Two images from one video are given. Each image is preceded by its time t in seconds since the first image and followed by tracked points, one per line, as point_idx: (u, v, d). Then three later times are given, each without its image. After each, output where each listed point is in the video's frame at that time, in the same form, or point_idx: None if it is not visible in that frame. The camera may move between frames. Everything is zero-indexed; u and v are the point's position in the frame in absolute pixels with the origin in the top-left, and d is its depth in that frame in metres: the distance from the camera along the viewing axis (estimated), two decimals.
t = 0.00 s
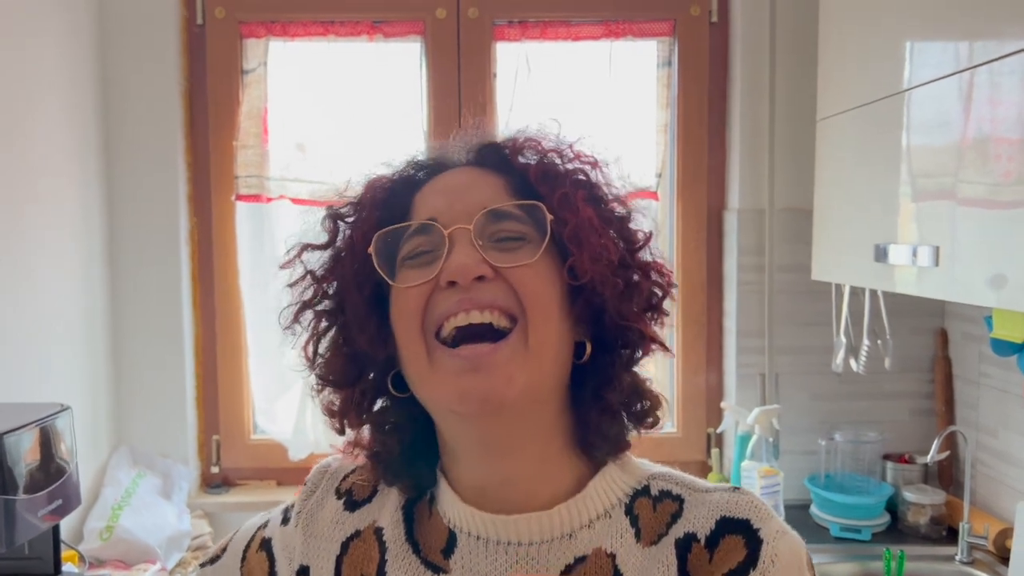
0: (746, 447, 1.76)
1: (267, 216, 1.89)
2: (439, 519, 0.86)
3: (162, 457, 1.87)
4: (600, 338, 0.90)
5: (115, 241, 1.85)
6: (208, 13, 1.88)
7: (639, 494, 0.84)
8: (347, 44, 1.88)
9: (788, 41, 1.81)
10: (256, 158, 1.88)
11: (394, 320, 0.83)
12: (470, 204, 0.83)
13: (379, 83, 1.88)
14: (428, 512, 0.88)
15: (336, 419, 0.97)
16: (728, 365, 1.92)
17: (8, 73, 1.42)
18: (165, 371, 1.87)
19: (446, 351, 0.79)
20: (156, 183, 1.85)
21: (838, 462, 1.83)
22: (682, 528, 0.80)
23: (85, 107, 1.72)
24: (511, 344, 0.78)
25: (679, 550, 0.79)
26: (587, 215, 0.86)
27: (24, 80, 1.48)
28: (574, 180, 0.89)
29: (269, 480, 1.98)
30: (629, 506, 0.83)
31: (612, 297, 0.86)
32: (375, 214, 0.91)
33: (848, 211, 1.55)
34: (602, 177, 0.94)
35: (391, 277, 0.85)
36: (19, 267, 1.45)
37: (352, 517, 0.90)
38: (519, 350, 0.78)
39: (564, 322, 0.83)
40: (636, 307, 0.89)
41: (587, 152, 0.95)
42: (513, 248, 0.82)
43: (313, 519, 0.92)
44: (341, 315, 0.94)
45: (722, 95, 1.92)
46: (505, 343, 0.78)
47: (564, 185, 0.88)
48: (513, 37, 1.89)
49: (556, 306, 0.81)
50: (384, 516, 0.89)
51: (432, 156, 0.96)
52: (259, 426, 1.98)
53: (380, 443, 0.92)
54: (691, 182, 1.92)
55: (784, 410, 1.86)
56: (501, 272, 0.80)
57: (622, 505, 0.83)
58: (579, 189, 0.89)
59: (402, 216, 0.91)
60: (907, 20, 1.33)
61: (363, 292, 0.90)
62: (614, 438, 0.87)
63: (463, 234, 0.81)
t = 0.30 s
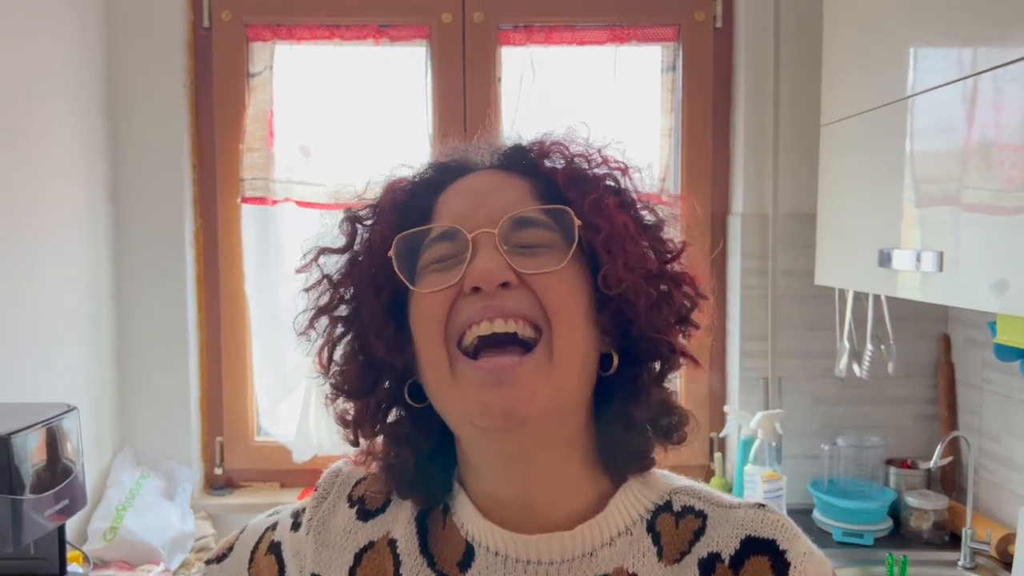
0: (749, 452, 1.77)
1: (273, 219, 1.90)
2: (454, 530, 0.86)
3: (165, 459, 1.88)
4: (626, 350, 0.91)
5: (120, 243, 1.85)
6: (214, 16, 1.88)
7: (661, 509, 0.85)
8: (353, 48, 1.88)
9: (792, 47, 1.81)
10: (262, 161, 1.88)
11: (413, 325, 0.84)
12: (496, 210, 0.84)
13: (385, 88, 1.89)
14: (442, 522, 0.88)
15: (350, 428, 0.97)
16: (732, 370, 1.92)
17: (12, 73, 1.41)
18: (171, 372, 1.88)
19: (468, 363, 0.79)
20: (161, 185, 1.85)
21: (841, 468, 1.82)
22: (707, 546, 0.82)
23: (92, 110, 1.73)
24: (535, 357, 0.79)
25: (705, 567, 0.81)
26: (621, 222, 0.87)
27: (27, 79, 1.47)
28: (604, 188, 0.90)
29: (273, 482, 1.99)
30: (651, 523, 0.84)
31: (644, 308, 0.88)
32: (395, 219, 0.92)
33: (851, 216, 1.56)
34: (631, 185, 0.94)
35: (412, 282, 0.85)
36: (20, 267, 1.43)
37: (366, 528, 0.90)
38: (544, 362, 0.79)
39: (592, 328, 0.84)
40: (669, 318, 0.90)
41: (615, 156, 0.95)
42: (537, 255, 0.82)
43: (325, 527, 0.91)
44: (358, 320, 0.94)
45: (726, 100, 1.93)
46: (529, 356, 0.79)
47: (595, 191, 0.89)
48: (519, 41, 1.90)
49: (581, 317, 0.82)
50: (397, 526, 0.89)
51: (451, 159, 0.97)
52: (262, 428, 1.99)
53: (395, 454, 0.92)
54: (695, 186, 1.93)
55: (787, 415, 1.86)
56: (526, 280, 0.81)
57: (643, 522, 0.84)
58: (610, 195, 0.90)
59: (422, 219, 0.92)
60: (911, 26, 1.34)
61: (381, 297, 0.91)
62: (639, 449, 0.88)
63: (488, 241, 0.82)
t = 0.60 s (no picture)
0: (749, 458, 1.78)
1: (276, 224, 1.90)
2: (473, 528, 0.87)
3: (168, 462, 1.88)
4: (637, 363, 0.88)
5: (124, 247, 1.86)
6: (219, 22, 1.89)
7: (674, 512, 0.85)
8: (356, 55, 1.89)
9: (793, 55, 1.83)
10: (266, 167, 1.90)
11: (431, 384, 0.82)
12: (507, 260, 0.79)
13: (388, 94, 1.90)
14: (460, 520, 0.89)
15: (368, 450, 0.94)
16: (733, 376, 1.92)
17: (15, 76, 1.41)
18: (175, 376, 1.89)
19: (493, 428, 0.79)
20: (165, 190, 1.86)
21: (841, 473, 1.82)
22: (719, 547, 0.81)
23: (97, 114, 1.74)
24: (562, 411, 0.78)
25: (717, 566, 0.80)
26: (637, 274, 0.85)
27: (30, 81, 1.47)
28: (620, 222, 0.86)
29: (275, 487, 1.99)
30: (665, 524, 0.84)
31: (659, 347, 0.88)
32: (395, 252, 0.87)
33: (853, 223, 1.56)
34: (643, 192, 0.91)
35: (421, 344, 0.82)
36: (24, 269, 1.44)
37: (384, 527, 0.92)
38: (571, 418, 0.78)
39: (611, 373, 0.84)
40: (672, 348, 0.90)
41: (624, 158, 0.93)
42: (556, 306, 0.79)
43: (343, 528, 0.93)
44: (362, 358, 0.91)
45: (728, 107, 1.94)
46: (555, 411, 0.79)
47: (609, 230, 0.85)
48: (522, 48, 1.91)
49: (604, 358, 0.81)
50: (414, 525, 0.90)
51: (444, 162, 0.89)
52: (265, 432, 1.99)
53: (422, 475, 0.90)
54: (696, 193, 1.93)
55: (788, 421, 1.86)
56: (549, 343, 0.78)
57: (657, 522, 0.84)
58: (625, 230, 0.87)
59: (424, 246, 0.86)
60: (912, 34, 1.35)
61: (390, 340, 0.88)
62: (646, 454, 0.89)
63: (503, 304, 0.78)
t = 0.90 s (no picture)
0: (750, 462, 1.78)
1: (275, 226, 1.91)
2: (489, 525, 0.86)
3: (168, 464, 1.88)
4: (660, 354, 0.89)
5: (126, 249, 1.86)
6: (221, 24, 1.90)
7: (688, 512, 0.84)
8: (358, 57, 1.90)
9: (794, 58, 1.83)
10: (267, 168, 1.90)
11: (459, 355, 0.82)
12: (538, 231, 0.81)
13: (391, 96, 1.90)
14: (475, 518, 0.88)
15: (398, 430, 0.96)
16: (734, 378, 1.92)
17: (16, 77, 1.41)
18: (177, 377, 1.89)
19: (517, 392, 0.78)
20: (166, 192, 1.86)
21: (842, 476, 1.82)
22: (733, 546, 0.81)
23: (97, 116, 1.74)
24: (585, 381, 0.78)
25: (732, 564, 0.80)
26: (664, 252, 0.86)
27: (31, 80, 1.47)
28: (646, 204, 0.88)
29: (277, 488, 1.99)
30: (679, 523, 0.83)
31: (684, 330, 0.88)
32: (433, 228, 0.88)
33: (854, 225, 1.56)
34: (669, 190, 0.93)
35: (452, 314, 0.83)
36: (25, 269, 1.45)
37: (399, 524, 0.91)
38: (594, 388, 0.78)
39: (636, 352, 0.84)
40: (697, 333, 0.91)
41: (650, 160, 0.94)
42: (583, 280, 0.80)
43: (357, 525, 0.93)
44: (397, 331, 0.93)
45: (729, 109, 1.94)
46: (579, 381, 0.78)
47: (636, 211, 0.86)
48: (522, 50, 1.91)
49: (629, 337, 0.81)
50: (431, 522, 0.90)
51: (477, 157, 0.92)
52: (266, 434, 2.00)
53: (444, 458, 0.90)
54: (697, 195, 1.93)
55: (789, 423, 1.86)
56: (575, 312, 0.78)
57: (672, 522, 0.84)
58: (651, 213, 0.88)
59: (460, 223, 0.88)
60: (913, 37, 1.35)
61: (422, 313, 0.88)
62: (668, 452, 0.90)
63: (532, 271, 0.79)
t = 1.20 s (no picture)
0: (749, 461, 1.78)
1: (275, 226, 1.91)
2: (501, 523, 0.85)
3: (168, 464, 1.88)
4: (677, 354, 0.89)
5: (125, 249, 1.86)
6: (220, 24, 1.90)
7: (699, 513, 0.85)
8: (357, 57, 1.90)
9: (793, 58, 1.83)
10: (267, 168, 1.90)
11: (478, 345, 0.81)
12: (559, 225, 0.81)
13: (392, 97, 1.90)
14: (486, 517, 0.87)
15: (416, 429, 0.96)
16: (733, 378, 1.92)
17: (16, 78, 1.42)
18: (177, 376, 1.89)
19: (536, 382, 0.78)
20: (165, 192, 1.86)
21: (841, 476, 1.82)
22: (744, 547, 0.81)
23: (97, 117, 1.74)
24: (603, 374, 0.78)
25: (743, 566, 0.80)
26: (685, 247, 0.85)
27: (31, 80, 1.47)
28: (665, 202, 0.88)
29: (276, 488, 1.99)
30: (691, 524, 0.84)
31: (704, 326, 0.87)
32: (456, 225, 0.88)
33: (853, 225, 1.56)
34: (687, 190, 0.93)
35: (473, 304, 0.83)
36: (25, 269, 1.45)
37: (407, 522, 0.90)
38: (612, 382, 0.78)
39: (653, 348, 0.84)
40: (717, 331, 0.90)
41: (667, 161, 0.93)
42: (602, 273, 0.80)
43: (364, 523, 0.92)
44: (421, 327, 0.91)
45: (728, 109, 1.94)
46: (597, 374, 0.78)
47: (656, 208, 0.86)
48: (522, 50, 1.91)
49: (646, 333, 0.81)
50: (439, 521, 0.89)
51: (495, 159, 0.92)
52: (266, 434, 1.99)
53: (458, 454, 0.90)
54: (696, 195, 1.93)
55: (789, 423, 1.86)
56: (595, 303, 0.79)
57: (683, 522, 0.84)
58: (671, 210, 0.88)
59: (483, 221, 0.87)
60: (913, 37, 1.35)
61: (445, 307, 0.87)
62: (683, 454, 0.89)
63: (554, 262, 0.79)
